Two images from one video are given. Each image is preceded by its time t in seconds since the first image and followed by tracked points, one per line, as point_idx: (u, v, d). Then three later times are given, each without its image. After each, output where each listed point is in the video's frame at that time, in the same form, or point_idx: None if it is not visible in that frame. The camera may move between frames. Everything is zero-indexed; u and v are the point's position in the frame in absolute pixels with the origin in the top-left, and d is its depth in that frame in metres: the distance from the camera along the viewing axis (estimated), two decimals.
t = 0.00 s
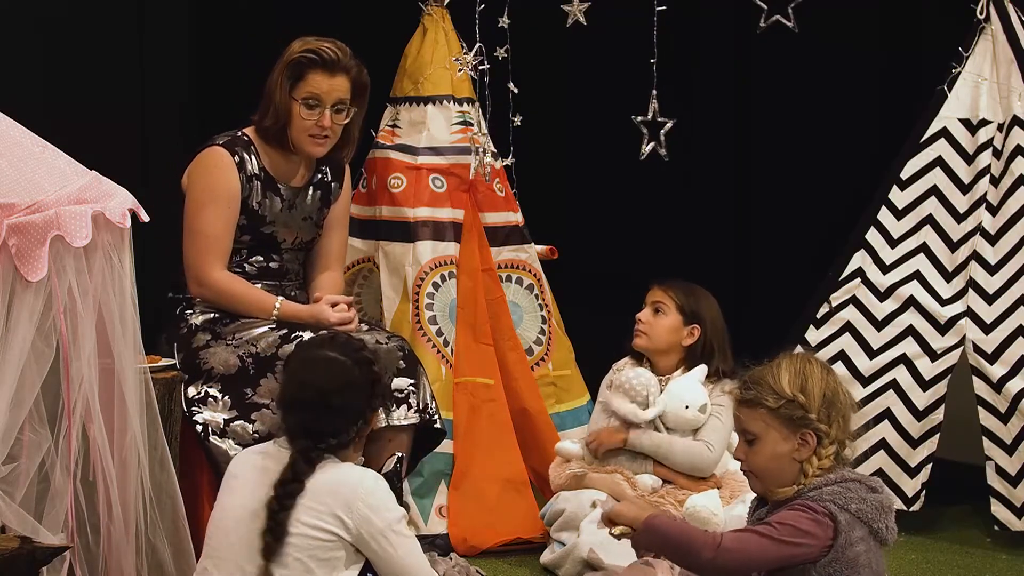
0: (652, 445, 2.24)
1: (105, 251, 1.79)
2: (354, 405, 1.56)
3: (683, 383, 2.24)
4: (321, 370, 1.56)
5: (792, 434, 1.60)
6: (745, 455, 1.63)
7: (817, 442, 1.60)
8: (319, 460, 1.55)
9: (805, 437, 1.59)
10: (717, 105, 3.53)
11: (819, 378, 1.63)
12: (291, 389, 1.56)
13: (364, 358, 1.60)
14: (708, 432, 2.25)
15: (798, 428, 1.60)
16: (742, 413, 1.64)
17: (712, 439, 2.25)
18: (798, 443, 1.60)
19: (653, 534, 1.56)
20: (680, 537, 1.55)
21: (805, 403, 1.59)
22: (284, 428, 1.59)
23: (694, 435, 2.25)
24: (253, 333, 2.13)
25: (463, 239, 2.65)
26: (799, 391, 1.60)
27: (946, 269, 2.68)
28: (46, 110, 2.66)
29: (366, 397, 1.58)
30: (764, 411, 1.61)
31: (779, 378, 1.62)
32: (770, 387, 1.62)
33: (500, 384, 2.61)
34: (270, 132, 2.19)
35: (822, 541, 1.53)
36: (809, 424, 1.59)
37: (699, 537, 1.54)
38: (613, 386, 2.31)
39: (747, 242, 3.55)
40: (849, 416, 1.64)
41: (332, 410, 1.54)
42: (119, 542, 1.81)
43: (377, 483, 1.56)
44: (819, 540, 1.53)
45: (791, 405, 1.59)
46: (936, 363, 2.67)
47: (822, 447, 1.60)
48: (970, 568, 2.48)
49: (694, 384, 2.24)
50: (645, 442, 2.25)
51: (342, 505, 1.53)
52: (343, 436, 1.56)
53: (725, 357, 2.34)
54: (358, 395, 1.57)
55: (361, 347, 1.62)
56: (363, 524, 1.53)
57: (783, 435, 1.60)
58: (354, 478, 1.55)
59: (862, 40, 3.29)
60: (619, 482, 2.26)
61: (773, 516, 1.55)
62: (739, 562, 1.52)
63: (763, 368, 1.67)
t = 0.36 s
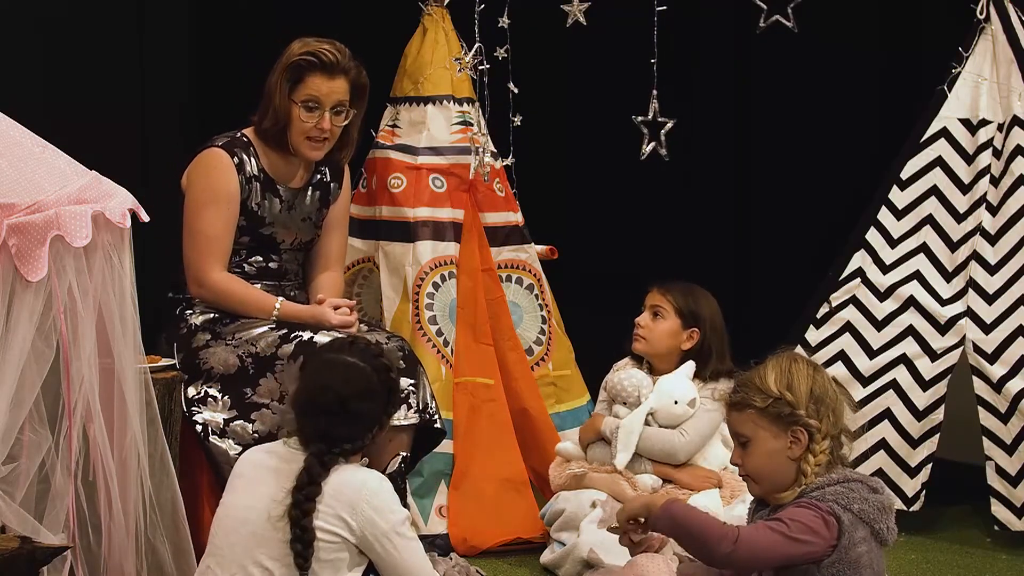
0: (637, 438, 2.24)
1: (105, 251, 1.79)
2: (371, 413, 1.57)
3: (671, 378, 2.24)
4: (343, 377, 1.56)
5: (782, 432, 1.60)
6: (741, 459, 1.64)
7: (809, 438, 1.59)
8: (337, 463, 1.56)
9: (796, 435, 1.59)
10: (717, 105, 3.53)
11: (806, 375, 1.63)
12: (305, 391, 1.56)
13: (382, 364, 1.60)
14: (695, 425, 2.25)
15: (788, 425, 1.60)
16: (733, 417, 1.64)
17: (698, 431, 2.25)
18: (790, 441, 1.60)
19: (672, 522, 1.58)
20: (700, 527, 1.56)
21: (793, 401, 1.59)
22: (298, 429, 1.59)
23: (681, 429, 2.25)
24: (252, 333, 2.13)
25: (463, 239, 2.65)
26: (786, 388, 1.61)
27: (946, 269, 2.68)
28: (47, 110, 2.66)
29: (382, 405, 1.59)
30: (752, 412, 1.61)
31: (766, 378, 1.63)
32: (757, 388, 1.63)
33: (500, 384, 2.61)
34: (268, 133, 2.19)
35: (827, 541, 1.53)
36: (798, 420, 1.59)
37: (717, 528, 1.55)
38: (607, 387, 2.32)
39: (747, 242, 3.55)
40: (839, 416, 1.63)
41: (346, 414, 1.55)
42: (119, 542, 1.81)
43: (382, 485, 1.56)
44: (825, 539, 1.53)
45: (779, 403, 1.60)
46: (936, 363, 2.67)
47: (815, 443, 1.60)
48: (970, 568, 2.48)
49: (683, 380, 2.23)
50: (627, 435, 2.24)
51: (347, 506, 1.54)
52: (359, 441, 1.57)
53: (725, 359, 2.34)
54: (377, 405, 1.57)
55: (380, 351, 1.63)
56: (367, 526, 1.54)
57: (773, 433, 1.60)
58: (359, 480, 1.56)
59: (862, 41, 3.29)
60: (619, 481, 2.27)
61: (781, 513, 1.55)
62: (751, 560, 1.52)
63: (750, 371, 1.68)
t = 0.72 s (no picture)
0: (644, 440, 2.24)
1: (105, 251, 1.79)
2: (395, 430, 1.56)
3: (676, 381, 2.24)
4: (372, 392, 1.55)
5: (775, 430, 1.60)
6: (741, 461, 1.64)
7: (802, 435, 1.59)
8: (347, 469, 1.56)
9: (788, 432, 1.59)
10: (717, 105, 3.53)
11: (795, 373, 1.63)
12: (329, 402, 1.56)
13: (410, 386, 1.60)
14: (699, 429, 2.25)
15: (780, 423, 1.60)
16: (731, 420, 1.65)
17: (702, 435, 2.25)
18: (783, 439, 1.60)
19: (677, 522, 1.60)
20: (705, 526, 1.57)
21: (782, 399, 1.60)
22: (312, 433, 1.59)
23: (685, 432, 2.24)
24: (251, 333, 2.13)
25: (463, 240, 2.65)
26: (776, 387, 1.61)
27: (946, 269, 2.68)
28: (46, 110, 2.65)
29: (405, 426, 1.58)
30: (745, 413, 1.62)
31: (757, 380, 1.64)
32: (750, 389, 1.64)
33: (500, 384, 2.61)
34: (263, 131, 2.18)
35: (831, 544, 1.54)
36: (789, 417, 1.59)
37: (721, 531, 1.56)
38: (612, 388, 2.34)
39: (748, 242, 3.55)
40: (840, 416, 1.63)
41: (365, 424, 1.54)
42: (119, 542, 1.81)
43: (385, 488, 1.56)
44: (830, 542, 1.54)
45: (769, 402, 1.60)
46: (936, 363, 2.67)
47: (809, 439, 1.59)
48: (970, 568, 2.49)
49: (688, 381, 2.24)
50: (636, 437, 2.24)
51: (351, 508, 1.54)
52: (381, 452, 1.57)
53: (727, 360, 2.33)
54: (399, 421, 1.57)
55: (411, 373, 1.62)
56: (370, 529, 1.54)
57: (767, 431, 1.60)
58: (365, 483, 1.55)
59: (862, 41, 3.29)
60: (619, 482, 2.27)
61: (786, 515, 1.56)
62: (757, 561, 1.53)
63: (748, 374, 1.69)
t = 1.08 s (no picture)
0: (650, 439, 2.24)
1: (105, 251, 1.79)
2: (400, 435, 1.56)
3: (679, 382, 2.24)
4: (384, 396, 1.56)
5: (778, 428, 1.60)
6: (743, 459, 1.64)
7: (805, 433, 1.59)
8: (352, 472, 1.56)
9: (792, 430, 1.59)
10: (717, 105, 3.53)
11: (801, 372, 1.63)
12: (337, 404, 1.56)
13: (420, 392, 1.61)
14: (701, 431, 2.24)
15: (783, 422, 1.60)
16: (735, 416, 1.65)
17: (704, 437, 2.24)
18: (786, 437, 1.60)
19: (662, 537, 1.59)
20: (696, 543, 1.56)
21: (787, 397, 1.60)
22: (319, 433, 1.60)
23: (687, 433, 2.24)
24: (250, 334, 2.12)
25: (463, 240, 2.65)
26: (780, 385, 1.61)
27: (946, 269, 2.68)
28: (46, 110, 2.65)
29: (412, 432, 1.58)
30: (749, 410, 1.62)
31: (762, 376, 1.64)
32: (754, 386, 1.64)
33: (501, 384, 2.61)
34: (256, 130, 2.18)
35: (828, 546, 1.54)
36: (793, 415, 1.59)
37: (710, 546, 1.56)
38: (614, 387, 2.34)
39: (748, 242, 3.55)
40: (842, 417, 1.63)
41: (372, 426, 1.55)
42: (119, 542, 1.81)
43: (389, 490, 1.56)
44: (825, 545, 1.54)
45: (773, 399, 1.60)
46: (936, 363, 2.67)
47: (811, 438, 1.59)
48: (970, 568, 2.49)
49: (690, 382, 2.23)
50: (640, 436, 2.24)
51: (354, 510, 1.54)
52: (387, 456, 1.57)
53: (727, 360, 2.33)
54: (407, 424, 1.57)
55: (422, 380, 1.63)
56: (373, 530, 1.54)
57: (770, 429, 1.60)
58: (368, 484, 1.56)
59: (862, 41, 3.29)
60: (619, 482, 2.27)
61: (778, 521, 1.56)
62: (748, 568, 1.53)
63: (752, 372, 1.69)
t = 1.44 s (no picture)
0: (650, 439, 2.24)
1: (105, 251, 1.79)
2: (399, 437, 1.56)
3: (679, 382, 2.24)
4: (384, 397, 1.56)
5: (785, 430, 1.60)
6: (749, 458, 1.64)
7: (812, 437, 1.59)
8: (349, 473, 1.56)
9: (799, 433, 1.59)
10: (717, 105, 3.53)
11: (810, 374, 1.63)
12: (336, 404, 1.57)
13: (420, 394, 1.61)
14: (701, 431, 2.24)
15: (791, 424, 1.60)
16: (742, 416, 1.65)
17: (704, 437, 2.25)
18: (793, 439, 1.60)
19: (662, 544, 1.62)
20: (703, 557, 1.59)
21: (795, 399, 1.60)
22: (318, 433, 1.60)
23: (687, 433, 2.25)
24: (249, 334, 2.12)
25: (463, 240, 2.65)
26: (790, 386, 1.61)
27: (946, 269, 2.68)
28: (46, 110, 2.65)
29: (410, 434, 1.58)
30: (757, 410, 1.62)
31: (771, 376, 1.64)
32: (763, 386, 1.64)
33: (501, 384, 2.61)
34: (251, 131, 2.17)
35: (833, 550, 1.55)
36: (801, 418, 1.59)
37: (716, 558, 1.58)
38: (614, 387, 2.34)
39: (748, 242, 3.55)
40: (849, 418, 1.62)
41: (371, 426, 1.55)
42: (119, 542, 1.81)
43: (387, 490, 1.56)
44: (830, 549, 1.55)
45: (781, 401, 1.60)
46: (936, 363, 2.67)
47: (819, 442, 1.59)
48: (970, 568, 2.48)
49: (690, 382, 2.24)
50: (640, 437, 2.24)
51: (353, 510, 1.54)
52: (384, 457, 1.57)
53: (727, 360, 2.33)
54: (407, 424, 1.57)
55: (422, 382, 1.63)
56: (372, 530, 1.54)
57: (777, 431, 1.60)
58: (367, 484, 1.56)
59: (862, 41, 3.29)
60: (619, 481, 2.28)
61: (784, 526, 1.57)
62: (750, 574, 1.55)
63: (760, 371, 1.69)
